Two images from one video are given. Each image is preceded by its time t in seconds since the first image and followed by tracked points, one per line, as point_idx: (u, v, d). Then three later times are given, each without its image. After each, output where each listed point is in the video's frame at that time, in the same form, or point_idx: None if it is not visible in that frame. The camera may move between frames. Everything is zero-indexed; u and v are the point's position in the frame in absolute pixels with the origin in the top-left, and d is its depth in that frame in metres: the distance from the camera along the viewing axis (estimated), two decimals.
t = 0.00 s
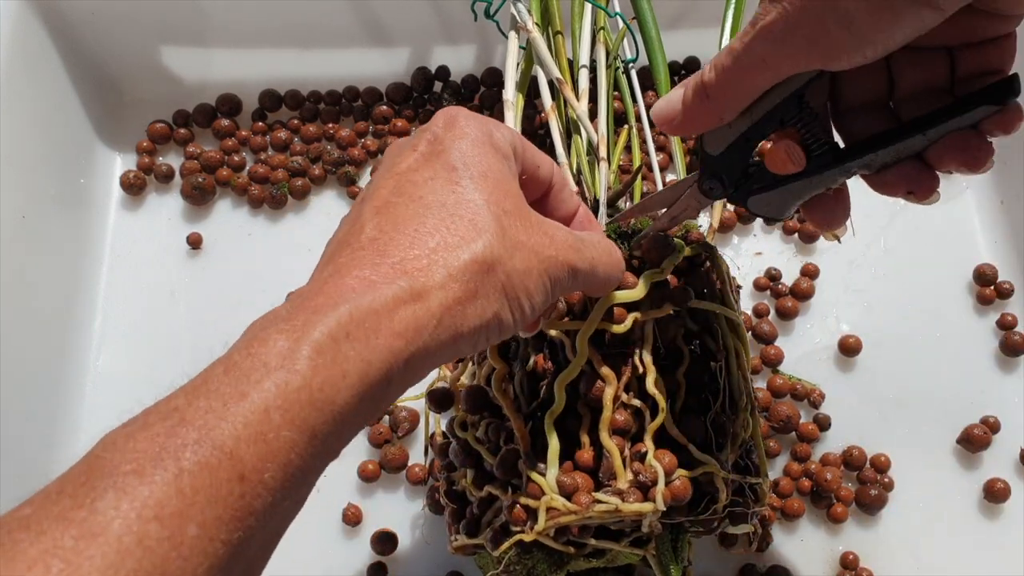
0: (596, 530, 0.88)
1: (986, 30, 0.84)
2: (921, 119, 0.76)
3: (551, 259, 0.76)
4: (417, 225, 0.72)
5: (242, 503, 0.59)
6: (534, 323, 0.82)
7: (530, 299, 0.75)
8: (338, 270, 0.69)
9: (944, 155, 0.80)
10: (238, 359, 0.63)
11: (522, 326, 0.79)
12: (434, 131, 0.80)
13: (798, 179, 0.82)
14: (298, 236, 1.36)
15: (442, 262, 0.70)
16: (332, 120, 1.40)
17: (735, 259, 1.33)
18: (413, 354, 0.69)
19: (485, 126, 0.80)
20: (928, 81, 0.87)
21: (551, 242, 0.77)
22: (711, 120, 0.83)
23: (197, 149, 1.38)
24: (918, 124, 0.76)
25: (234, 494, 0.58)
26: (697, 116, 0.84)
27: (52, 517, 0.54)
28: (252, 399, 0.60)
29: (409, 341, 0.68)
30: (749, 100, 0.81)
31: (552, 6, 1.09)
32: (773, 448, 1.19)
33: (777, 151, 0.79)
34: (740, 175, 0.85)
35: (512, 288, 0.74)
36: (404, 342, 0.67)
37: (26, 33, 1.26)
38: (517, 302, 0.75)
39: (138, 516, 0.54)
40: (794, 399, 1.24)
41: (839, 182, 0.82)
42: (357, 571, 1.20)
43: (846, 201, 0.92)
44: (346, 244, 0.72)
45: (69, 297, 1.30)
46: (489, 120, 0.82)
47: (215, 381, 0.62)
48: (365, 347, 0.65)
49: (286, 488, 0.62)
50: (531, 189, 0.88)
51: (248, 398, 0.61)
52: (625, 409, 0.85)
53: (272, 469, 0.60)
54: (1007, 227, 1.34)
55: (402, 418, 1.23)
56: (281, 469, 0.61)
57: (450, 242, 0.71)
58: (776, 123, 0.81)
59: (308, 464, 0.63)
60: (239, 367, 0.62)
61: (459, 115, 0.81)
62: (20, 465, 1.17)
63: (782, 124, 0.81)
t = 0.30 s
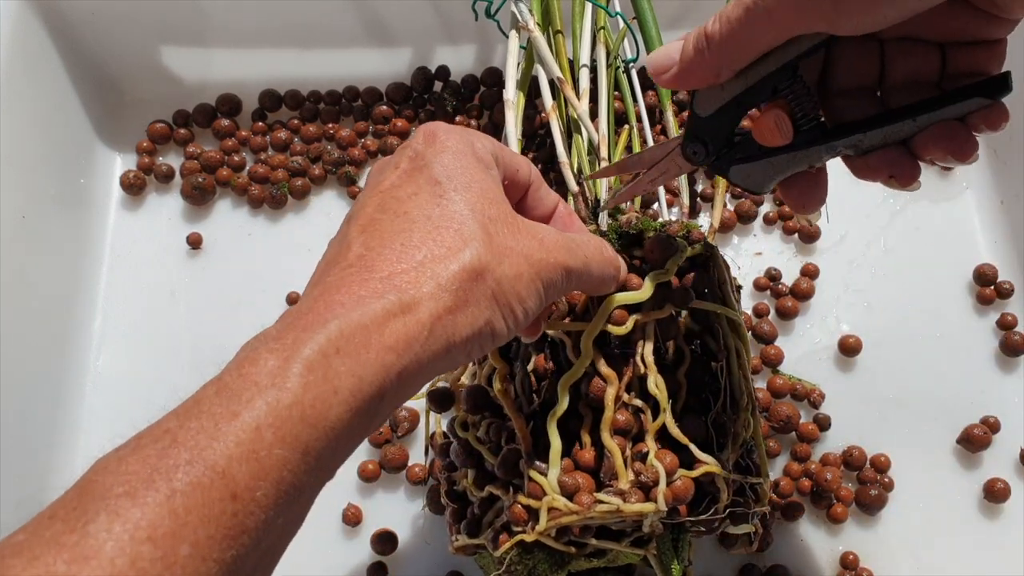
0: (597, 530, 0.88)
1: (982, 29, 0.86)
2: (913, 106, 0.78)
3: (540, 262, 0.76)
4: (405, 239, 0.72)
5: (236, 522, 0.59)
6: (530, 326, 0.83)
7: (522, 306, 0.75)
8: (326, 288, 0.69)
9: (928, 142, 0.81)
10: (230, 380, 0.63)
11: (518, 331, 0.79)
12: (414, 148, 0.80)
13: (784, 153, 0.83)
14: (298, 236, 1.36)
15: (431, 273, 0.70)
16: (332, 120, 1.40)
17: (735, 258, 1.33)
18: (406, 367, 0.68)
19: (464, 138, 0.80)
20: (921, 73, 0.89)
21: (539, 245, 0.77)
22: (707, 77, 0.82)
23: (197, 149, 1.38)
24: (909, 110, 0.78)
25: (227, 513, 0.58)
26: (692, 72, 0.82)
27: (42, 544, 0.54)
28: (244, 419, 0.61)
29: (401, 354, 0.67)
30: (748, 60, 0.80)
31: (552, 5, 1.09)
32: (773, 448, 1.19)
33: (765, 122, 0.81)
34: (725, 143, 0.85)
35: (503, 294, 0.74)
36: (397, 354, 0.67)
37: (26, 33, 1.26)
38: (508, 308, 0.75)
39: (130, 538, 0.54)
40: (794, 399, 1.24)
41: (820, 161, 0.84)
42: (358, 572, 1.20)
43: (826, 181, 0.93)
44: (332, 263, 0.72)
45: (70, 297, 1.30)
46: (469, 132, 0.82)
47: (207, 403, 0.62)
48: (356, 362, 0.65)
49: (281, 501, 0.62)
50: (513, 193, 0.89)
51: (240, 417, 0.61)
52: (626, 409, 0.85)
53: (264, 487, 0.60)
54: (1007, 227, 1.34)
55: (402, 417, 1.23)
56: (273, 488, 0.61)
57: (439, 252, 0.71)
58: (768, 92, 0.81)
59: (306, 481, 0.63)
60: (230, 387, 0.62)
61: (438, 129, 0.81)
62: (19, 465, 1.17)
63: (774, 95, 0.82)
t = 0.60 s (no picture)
0: (597, 528, 0.88)
1: (985, 48, 0.84)
2: (916, 132, 0.76)
3: (563, 268, 0.78)
4: (441, 237, 0.72)
5: (269, 524, 0.59)
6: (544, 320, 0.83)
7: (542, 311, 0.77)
8: (364, 280, 0.69)
9: (937, 168, 0.80)
10: (245, 380, 0.62)
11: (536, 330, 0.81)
12: (451, 135, 0.80)
13: (790, 186, 0.82)
14: (298, 236, 1.36)
15: (468, 276, 0.71)
16: (332, 120, 1.40)
17: (734, 258, 1.33)
18: (436, 371, 0.69)
19: (498, 128, 0.81)
20: (925, 96, 0.87)
21: (564, 250, 0.78)
22: (710, 117, 0.82)
23: (197, 149, 1.38)
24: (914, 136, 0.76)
25: (262, 515, 0.59)
26: (696, 113, 0.83)
27: (81, 535, 0.54)
28: (285, 420, 0.60)
29: (434, 359, 0.68)
30: (751, 99, 0.80)
31: (552, 5, 1.09)
32: (774, 448, 1.19)
33: (772, 155, 0.79)
34: (733, 179, 0.85)
35: (532, 301, 0.75)
36: (431, 359, 0.68)
37: (26, 34, 1.26)
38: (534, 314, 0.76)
39: (168, 537, 0.55)
40: (794, 399, 1.24)
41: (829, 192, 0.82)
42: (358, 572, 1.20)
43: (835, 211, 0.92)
44: (367, 252, 0.72)
45: (70, 296, 1.30)
46: (502, 122, 0.82)
47: (243, 397, 0.61)
48: (393, 366, 0.66)
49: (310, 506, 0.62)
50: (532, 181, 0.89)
51: (278, 418, 0.60)
52: (626, 408, 0.85)
53: (299, 490, 0.60)
54: (1006, 227, 1.34)
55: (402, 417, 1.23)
56: (307, 490, 0.61)
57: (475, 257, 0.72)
58: (773, 129, 0.81)
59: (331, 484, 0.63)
60: (266, 382, 0.62)
61: (475, 116, 0.81)
62: (19, 465, 1.17)
63: (779, 129, 0.81)
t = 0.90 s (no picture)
0: (596, 530, 0.88)
1: (981, 69, 0.82)
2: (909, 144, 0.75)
3: (550, 265, 0.79)
4: (429, 243, 0.74)
5: (266, 526, 0.60)
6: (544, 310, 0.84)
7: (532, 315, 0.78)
8: (353, 288, 0.71)
9: (926, 183, 0.78)
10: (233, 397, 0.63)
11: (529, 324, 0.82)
12: (436, 142, 0.81)
13: (783, 194, 0.81)
14: (297, 236, 1.36)
15: (456, 281, 0.72)
16: (332, 119, 1.40)
17: (735, 258, 1.32)
18: (429, 376, 0.70)
19: (487, 131, 0.81)
20: (922, 113, 0.85)
21: (550, 253, 0.79)
22: (708, 119, 0.82)
23: (196, 148, 1.38)
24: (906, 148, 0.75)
25: (257, 516, 0.59)
26: (694, 115, 0.82)
27: (75, 542, 0.55)
28: (275, 424, 0.61)
29: (425, 364, 0.69)
30: (747, 103, 0.80)
31: (552, 4, 1.08)
32: (775, 449, 1.18)
33: (766, 161, 0.79)
34: (729, 184, 0.83)
35: (521, 301, 0.76)
36: (422, 362, 0.69)
37: (25, 34, 1.26)
38: (525, 312, 0.77)
39: (160, 539, 0.55)
40: (795, 399, 1.23)
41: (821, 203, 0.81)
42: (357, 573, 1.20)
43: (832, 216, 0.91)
44: (356, 261, 0.74)
45: (69, 297, 1.29)
46: (486, 121, 0.83)
47: (233, 403, 0.63)
48: (383, 371, 0.67)
49: (308, 507, 0.63)
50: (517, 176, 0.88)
51: (268, 422, 0.61)
52: (624, 408, 0.85)
53: (295, 493, 0.61)
54: (1009, 226, 1.33)
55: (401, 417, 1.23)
56: (303, 494, 0.61)
57: (462, 261, 0.73)
58: (769, 135, 0.81)
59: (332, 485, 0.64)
60: (258, 387, 0.63)
61: (458, 118, 0.83)
62: (18, 465, 1.16)
63: (776, 138, 0.81)
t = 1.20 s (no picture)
0: (595, 531, 0.88)
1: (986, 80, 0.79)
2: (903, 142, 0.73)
3: (535, 248, 0.81)
4: (410, 229, 0.77)
5: (246, 499, 0.59)
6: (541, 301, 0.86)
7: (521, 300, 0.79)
8: (335, 275, 0.73)
9: (922, 178, 0.74)
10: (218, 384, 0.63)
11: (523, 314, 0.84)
12: (418, 143, 0.85)
13: (778, 192, 0.79)
14: (297, 236, 1.36)
15: (435, 258, 0.75)
16: (332, 119, 1.40)
17: (735, 258, 1.32)
18: (410, 350, 0.71)
19: (470, 128, 0.85)
20: (927, 114, 0.80)
21: (534, 237, 0.81)
22: (714, 113, 0.82)
23: (196, 148, 1.38)
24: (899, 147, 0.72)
25: (236, 490, 0.59)
26: (699, 109, 0.82)
27: (54, 524, 0.55)
28: (248, 398, 0.62)
29: (403, 335, 0.70)
30: (752, 98, 0.80)
31: (551, 4, 1.08)
32: (775, 448, 1.18)
33: (760, 157, 0.78)
34: (725, 182, 0.83)
35: (507, 280, 0.78)
36: (401, 335, 0.70)
37: (25, 33, 1.26)
38: (514, 294, 0.79)
39: (137, 515, 0.55)
40: (794, 399, 1.23)
41: (818, 202, 0.79)
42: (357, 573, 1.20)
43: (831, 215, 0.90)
44: (341, 254, 0.77)
45: (69, 297, 1.29)
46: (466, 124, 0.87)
47: (211, 387, 0.63)
48: (360, 342, 0.68)
49: (290, 481, 0.62)
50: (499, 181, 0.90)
51: (242, 398, 0.62)
52: (623, 410, 0.85)
53: (275, 464, 0.61)
54: (1009, 226, 1.33)
55: (402, 418, 1.23)
56: (284, 465, 0.62)
57: (440, 239, 0.76)
58: (770, 134, 0.80)
59: (319, 459, 0.65)
60: (234, 370, 0.64)
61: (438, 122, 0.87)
62: (18, 465, 1.16)
63: (777, 136, 0.80)
